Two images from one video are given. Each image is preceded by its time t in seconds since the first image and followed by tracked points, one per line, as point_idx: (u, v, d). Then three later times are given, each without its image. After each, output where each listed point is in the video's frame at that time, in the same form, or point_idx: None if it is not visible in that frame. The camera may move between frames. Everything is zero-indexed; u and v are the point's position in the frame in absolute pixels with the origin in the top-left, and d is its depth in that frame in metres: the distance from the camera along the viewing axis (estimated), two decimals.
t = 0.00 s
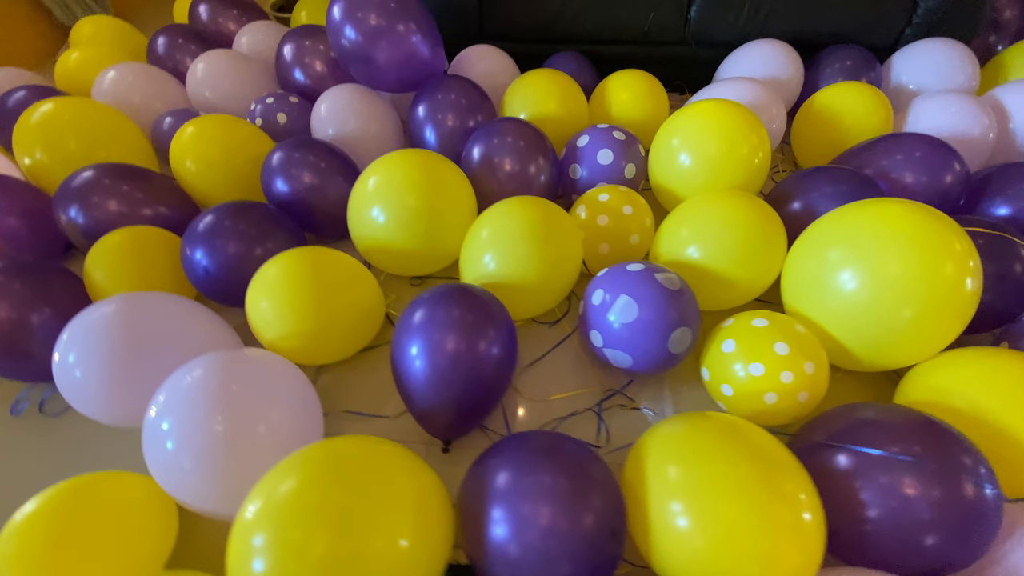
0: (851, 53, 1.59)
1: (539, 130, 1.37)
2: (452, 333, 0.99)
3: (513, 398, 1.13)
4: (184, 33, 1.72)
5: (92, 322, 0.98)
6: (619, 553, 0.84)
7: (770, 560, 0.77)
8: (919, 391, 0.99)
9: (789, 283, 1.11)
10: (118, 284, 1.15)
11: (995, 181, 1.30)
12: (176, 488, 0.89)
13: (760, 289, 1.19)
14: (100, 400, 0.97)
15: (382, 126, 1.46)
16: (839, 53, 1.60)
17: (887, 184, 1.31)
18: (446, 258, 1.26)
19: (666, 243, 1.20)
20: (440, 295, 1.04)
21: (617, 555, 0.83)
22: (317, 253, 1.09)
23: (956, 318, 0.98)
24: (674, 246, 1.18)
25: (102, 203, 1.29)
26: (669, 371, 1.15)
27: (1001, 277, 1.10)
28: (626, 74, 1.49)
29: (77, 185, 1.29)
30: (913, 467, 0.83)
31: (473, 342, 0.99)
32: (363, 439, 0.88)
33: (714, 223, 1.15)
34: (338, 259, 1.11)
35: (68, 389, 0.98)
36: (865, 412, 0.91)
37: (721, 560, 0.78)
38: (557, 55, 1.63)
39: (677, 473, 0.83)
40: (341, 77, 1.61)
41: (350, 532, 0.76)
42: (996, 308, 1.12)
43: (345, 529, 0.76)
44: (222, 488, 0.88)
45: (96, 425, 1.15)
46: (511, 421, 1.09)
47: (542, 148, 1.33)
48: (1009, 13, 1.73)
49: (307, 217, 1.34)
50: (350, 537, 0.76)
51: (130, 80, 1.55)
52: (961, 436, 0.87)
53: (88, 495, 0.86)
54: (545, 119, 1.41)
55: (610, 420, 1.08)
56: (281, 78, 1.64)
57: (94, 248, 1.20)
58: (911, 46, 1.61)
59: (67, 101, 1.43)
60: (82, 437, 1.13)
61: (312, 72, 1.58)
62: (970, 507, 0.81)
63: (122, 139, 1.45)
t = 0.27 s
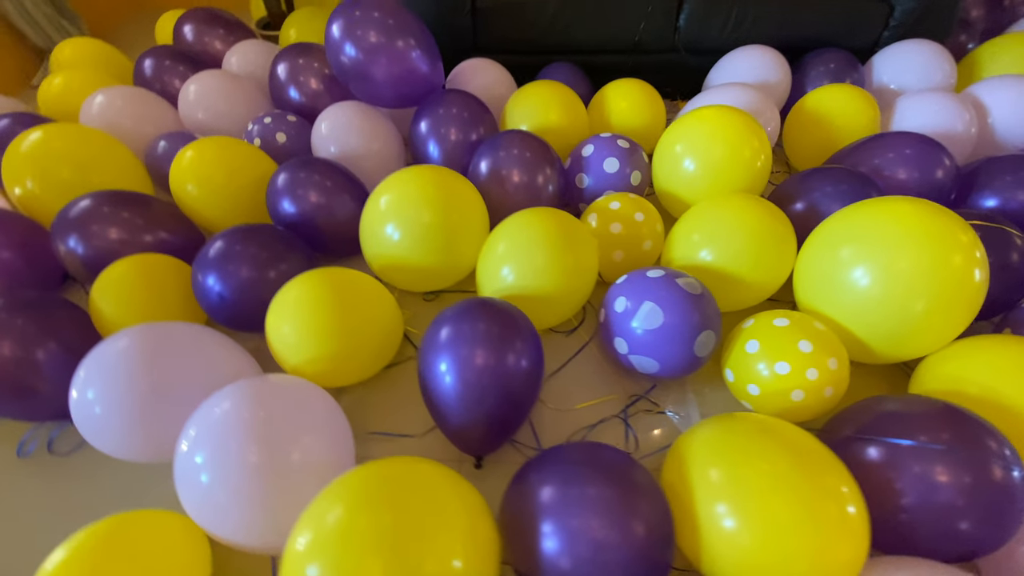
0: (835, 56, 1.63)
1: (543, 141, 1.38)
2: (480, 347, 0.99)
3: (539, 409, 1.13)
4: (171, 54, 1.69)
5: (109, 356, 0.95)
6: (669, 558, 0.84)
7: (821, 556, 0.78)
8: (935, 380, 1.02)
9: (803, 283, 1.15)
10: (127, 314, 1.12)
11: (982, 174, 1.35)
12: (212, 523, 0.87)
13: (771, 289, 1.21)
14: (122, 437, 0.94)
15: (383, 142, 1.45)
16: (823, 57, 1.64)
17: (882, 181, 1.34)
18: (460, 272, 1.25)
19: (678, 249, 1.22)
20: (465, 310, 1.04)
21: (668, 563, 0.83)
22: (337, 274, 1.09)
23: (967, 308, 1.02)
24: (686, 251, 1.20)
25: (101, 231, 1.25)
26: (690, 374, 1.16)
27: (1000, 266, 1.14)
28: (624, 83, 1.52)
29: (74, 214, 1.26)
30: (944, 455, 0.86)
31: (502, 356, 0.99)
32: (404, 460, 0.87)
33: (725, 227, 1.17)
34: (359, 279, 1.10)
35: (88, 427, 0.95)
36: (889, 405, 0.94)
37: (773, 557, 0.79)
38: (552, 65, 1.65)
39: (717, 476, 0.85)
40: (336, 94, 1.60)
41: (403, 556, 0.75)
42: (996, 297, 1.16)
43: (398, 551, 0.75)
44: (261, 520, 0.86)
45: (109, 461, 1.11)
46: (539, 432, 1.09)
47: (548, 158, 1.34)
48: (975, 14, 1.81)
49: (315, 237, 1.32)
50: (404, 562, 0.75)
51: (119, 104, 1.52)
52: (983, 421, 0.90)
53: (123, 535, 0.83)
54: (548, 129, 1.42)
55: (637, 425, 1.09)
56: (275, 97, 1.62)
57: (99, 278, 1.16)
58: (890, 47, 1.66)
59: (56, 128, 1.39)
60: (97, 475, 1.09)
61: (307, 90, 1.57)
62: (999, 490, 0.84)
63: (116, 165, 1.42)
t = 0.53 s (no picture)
0: (815, 61, 1.69)
1: (549, 153, 1.40)
2: (510, 358, 1.00)
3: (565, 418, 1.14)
4: (162, 78, 1.68)
5: (136, 388, 0.94)
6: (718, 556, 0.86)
7: (865, 544, 0.81)
8: (944, 368, 1.06)
9: (812, 281, 1.19)
10: (143, 344, 1.10)
11: (964, 170, 1.41)
12: (257, 551, 0.86)
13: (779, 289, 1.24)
14: (154, 470, 0.92)
15: (387, 159, 1.46)
16: (806, 63, 1.70)
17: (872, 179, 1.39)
18: (477, 285, 1.26)
19: (689, 254, 1.25)
20: (491, 324, 1.05)
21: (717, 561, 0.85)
22: (360, 293, 1.09)
23: (970, 296, 1.07)
24: (696, 255, 1.24)
25: (108, 260, 1.23)
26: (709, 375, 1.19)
27: (992, 256, 1.20)
28: (621, 94, 1.55)
29: (79, 244, 1.23)
30: (964, 438, 0.90)
31: (533, 366, 1.00)
32: (451, 476, 0.87)
33: (733, 230, 1.21)
34: (381, 298, 1.10)
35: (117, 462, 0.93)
36: (905, 395, 0.99)
37: (820, 549, 0.82)
38: (547, 78, 1.67)
39: (757, 472, 0.87)
40: (335, 113, 1.60)
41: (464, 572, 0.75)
42: (990, 285, 1.21)
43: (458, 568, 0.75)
44: (307, 545, 0.85)
45: (130, 495, 1.08)
46: (567, 440, 1.11)
47: (555, 169, 1.36)
48: (941, 17, 1.91)
49: (327, 257, 1.32)
50: None
51: (113, 130, 1.50)
52: (996, 404, 0.94)
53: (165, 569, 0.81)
54: (551, 141, 1.45)
55: (663, 428, 1.11)
56: (272, 118, 1.62)
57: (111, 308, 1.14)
58: (867, 51, 1.73)
59: (52, 158, 1.36)
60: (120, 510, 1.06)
61: (305, 110, 1.56)
62: (1017, 469, 0.88)
63: (115, 193, 1.39)
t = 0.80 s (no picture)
0: (794, 70, 1.75)
1: (552, 167, 1.43)
2: (536, 371, 1.02)
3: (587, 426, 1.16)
4: (153, 105, 1.66)
5: (165, 420, 0.92)
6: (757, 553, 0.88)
7: (896, 530, 0.85)
8: (945, 358, 1.12)
9: (814, 281, 1.24)
10: (161, 375, 1.08)
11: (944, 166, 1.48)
12: None
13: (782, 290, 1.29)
14: (188, 503, 0.91)
15: (391, 178, 1.46)
16: (788, 71, 1.76)
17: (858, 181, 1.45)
18: (491, 299, 1.27)
19: (695, 260, 1.29)
20: (515, 338, 1.07)
21: (758, 558, 0.88)
22: (383, 314, 1.10)
23: (965, 289, 1.13)
24: (702, 261, 1.28)
25: (115, 292, 1.21)
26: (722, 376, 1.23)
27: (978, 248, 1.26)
28: (616, 107, 1.59)
29: (85, 277, 1.21)
30: (973, 423, 0.95)
31: (561, 377, 1.02)
32: (493, 490, 0.88)
33: (737, 235, 1.25)
34: (403, 317, 1.11)
35: (150, 497, 0.92)
36: (913, 386, 1.04)
37: (855, 537, 0.85)
38: (540, 94, 1.71)
39: (787, 469, 0.91)
40: (333, 134, 1.60)
41: None
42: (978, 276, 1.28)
43: None
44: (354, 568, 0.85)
45: (155, 531, 1.06)
46: (592, 448, 1.13)
47: (559, 183, 1.39)
48: (907, 24, 2.00)
49: (339, 278, 1.31)
50: None
51: (108, 159, 1.48)
52: (998, 388, 1.00)
53: None
54: (552, 155, 1.47)
55: (683, 431, 1.14)
56: (269, 141, 1.61)
57: (126, 341, 1.12)
58: (842, 59, 1.80)
59: (49, 190, 1.33)
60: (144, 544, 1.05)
61: (303, 131, 1.56)
62: None
63: (115, 222, 1.37)
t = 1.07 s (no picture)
0: (774, 80, 1.82)
1: (555, 180, 1.46)
2: (563, 380, 1.04)
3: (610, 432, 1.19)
4: (148, 131, 1.65)
5: (201, 448, 0.92)
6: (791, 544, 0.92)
7: (919, 514, 0.89)
8: (942, 347, 1.18)
9: (815, 281, 1.30)
10: (184, 404, 1.07)
11: (924, 167, 1.55)
12: None
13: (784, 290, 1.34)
14: (226, 530, 0.90)
15: (396, 197, 1.48)
16: (769, 81, 1.83)
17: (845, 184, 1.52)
18: (507, 312, 1.29)
19: (700, 265, 1.34)
20: (539, 350, 1.09)
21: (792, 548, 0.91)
22: (407, 331, 1.11)
23: (957, 281, 1.19)
24: (707, 265, 1.33)
25: (128, 322, 1.19)
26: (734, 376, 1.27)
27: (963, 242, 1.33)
28: (611, 121, 1.64)
29: (96, 310, 1.19)
30: (977, 408, 1.01)
31: (588, 384, 1.04)
32: (535, 500, 0.90)
33: (740, 240, 1.30)
34: (427, 334, 1.13)
35: (188, 527, 0.91)
36: (917, 376, 1.10)
37: (882, 524, 0.89)
38: (534, 111, 1.74)
39: (812, 461, 0.95)
40: (333, 154, 1.61)
41: None
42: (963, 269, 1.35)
43: None
44: None
45: (185, 562, 1.05)
46: (616, 453, 1.15)
47: (564, 195, 1.42)
48: (873, 33, 2.10)
49: (353, 298, 1.32)
50: None
51: (105, 188, 1.46)
52: (996, 373, 1.06)
53: None
54: (553, 169, 1.51)
55: (702, 431, 1.17)
56: (269, 164, 1.62)
57: (145, 372, 1.11)
58: (818, 68, 1.88)
59: (50, 221, 1.31)
60: None
61: (303, 153, 1.57)
62: None
63: (119, 251, 1.35)
